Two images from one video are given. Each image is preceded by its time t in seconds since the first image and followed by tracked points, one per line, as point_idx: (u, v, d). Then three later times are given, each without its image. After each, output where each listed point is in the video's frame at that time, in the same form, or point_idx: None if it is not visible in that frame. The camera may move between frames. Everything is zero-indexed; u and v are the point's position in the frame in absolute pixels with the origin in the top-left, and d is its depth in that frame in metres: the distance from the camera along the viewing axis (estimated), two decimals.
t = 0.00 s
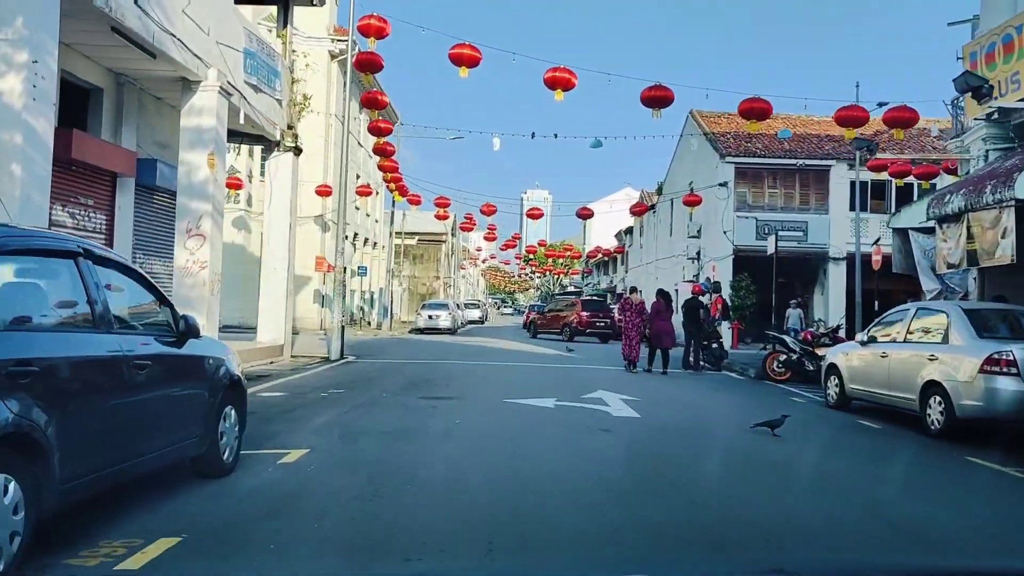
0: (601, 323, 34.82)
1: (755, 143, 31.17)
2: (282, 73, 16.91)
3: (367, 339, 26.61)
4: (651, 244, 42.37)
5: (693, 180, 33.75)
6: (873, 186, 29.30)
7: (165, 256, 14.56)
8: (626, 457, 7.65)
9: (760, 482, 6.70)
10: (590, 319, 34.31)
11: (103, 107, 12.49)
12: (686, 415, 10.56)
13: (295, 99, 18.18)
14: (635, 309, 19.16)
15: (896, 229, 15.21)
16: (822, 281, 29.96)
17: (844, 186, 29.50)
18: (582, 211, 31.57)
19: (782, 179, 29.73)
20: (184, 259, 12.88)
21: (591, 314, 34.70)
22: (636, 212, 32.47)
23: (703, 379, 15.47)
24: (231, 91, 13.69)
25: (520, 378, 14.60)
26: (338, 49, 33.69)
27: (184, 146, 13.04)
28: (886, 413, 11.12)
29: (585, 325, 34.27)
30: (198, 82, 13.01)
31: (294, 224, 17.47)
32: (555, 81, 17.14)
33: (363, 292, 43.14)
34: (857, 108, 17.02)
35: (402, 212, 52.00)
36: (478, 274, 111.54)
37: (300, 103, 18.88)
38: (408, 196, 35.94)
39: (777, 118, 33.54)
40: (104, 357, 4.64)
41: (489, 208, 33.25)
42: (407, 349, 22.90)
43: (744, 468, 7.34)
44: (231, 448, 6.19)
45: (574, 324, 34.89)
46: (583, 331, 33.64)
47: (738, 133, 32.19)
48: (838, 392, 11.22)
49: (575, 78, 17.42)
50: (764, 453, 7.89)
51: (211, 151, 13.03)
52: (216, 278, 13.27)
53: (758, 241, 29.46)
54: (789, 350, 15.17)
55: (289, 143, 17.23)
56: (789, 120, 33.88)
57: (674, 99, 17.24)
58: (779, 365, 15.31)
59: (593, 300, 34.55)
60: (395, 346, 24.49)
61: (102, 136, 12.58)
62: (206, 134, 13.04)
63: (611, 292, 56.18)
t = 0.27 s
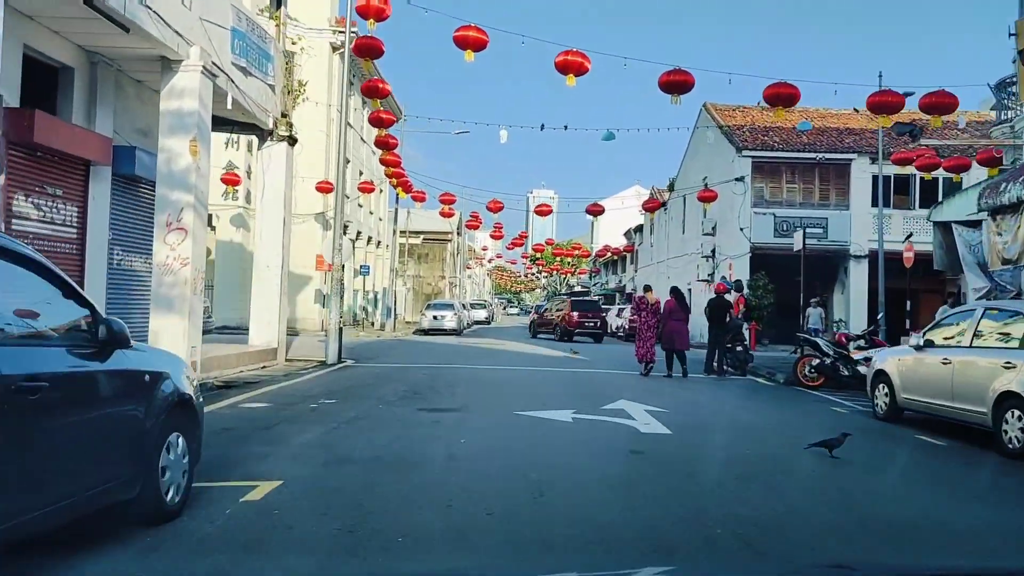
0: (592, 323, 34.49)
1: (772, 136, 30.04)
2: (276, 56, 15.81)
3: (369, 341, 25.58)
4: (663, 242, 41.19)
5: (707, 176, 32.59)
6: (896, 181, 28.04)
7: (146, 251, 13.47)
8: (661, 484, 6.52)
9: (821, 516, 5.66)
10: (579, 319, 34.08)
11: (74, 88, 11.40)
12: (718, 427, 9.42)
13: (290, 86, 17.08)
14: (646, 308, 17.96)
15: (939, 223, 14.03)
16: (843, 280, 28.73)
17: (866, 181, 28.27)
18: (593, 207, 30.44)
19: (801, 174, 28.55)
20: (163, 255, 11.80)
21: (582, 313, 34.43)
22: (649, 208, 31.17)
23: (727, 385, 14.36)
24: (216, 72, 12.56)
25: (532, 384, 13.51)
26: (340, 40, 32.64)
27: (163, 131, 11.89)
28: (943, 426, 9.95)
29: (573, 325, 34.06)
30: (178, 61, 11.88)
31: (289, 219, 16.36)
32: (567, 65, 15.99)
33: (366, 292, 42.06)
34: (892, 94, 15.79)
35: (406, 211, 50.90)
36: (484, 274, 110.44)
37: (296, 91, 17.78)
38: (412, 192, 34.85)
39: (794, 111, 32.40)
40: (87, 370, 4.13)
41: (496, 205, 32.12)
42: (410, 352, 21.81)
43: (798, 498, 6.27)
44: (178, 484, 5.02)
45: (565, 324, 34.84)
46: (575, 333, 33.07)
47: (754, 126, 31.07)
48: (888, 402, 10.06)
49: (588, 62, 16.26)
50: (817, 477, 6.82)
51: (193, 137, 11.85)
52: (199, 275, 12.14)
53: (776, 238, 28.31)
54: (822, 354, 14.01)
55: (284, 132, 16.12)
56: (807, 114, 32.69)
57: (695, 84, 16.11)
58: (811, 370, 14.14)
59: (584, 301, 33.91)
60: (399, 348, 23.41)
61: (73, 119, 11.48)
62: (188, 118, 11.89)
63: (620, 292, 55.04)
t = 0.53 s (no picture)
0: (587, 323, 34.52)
1: (791, 130, 28.86)
2: (268, 38, 14.69)
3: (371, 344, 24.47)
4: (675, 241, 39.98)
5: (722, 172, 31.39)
6: (921, 176, 26.78)
7: (124, 248, 12.40)
8: (707, 526, 5.38)
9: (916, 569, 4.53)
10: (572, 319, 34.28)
11: (39, 65, 10.30)
12: (759, 446, 8.28)
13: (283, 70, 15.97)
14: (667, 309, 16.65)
15: (988, 216, 12.84)
16: (865, 279, 27.49)
17: (889, 176, 26.98)
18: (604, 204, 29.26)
19: (821, 169, 27.33)
20: (139, 251, 10.68)
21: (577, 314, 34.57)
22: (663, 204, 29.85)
23: (756, 393, 13.23)
24: (198, 50, 11.41)
25: (544, 393, 12.39)
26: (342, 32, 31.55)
27: (138, 113, 10.76)
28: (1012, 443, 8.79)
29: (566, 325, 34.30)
30: (155, 36, 10.74)
31: (282, 213, 15.25)
32: (581, 48, 14.78)
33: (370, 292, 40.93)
34: (934, 77, 14.51)
35: (411, 209, 49.82)
36: (490, 274, 109.28)
37: (290, 77, 16.67)
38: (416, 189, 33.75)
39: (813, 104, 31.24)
40: (89, 423, 3.96)
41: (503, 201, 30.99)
42: (413, 355, 20.67)
43: (875, 541, 5.18)
44: (82, 545, 3.88)
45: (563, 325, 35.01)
46: (570, 333, 32.73)
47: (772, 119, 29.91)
48: (950, 416, 8.89)
49: (603, 44, 15.02)
50: (893, 512, 5.72)
51: (172, 120, 10.74)
52: (180, 272, 11.02)
53: (796, 236, 27.17)
54: (861, 359, 12.83)
55: (277, 119, 14.99)
56: (826, 107, 31.44)
57: (719, 68, 14.94)
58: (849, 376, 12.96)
59: (580, 300, 33.49)
60: (401, 351, 22.29)
61: (39, 100, 10.37)
62: (166, 100, 10.76)
63: (629, 292, 53.86)
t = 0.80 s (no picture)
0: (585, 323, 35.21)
1: (811, 122, 27.71)
2: (257, 16, 13.57)
3: (373, 346, 23.36)
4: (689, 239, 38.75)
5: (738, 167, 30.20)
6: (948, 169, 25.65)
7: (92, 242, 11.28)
8: None
9: None
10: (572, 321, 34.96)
11: None
12: (814, 468, 7.14)
13: (277, 54, 14.86)
14: (677, 310, 15.44)
15: None
16: (890, 278, 26.26)
17: (915, 169, 25.77)
18: (616, 200, 28.11)
19: (844, 162, 26.16)
20: (107, 246, 9.55)
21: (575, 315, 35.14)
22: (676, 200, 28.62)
23: (789, 402, 12.09)
24: (175, 23, 10.28)
25: (558, 403, 11.27)
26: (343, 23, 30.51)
27: (107, 92, 9.63)
28: None
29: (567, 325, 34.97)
30: (126, 6, 9.61)
31: (274, 206, 14.12)
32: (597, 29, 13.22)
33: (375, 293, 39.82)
34: (982, 57, 13.36)
35: (415, 209, 48.80)
36: (496, 275, 108.35)
37: (285, 61, 15.56)
38: (421, 186, 32.65)
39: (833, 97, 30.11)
40: None
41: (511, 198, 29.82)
42: (418, 358, 19.55)
43: None
44: None
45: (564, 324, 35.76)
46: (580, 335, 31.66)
47: (791, 112, 28.78)
48: None
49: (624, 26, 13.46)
50: (995, 561, 4.63)
51: (144, 99, 9.63)
52: (154, 268, 9.89)
53: (817, 232, 26.01)
54: (908, 365, 11.65)
55: (268, 105, 13.86)
56: (848, 99, 30.22)
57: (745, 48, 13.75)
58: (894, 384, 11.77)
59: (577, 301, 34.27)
60: (405, 354, 21.18)
61: None
62: (138, 77, 9.64)
63: (638, 292, 52.76)
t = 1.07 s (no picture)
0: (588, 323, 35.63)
1: (833, 114, 26.53)
2: None
3: (376, 347, 22.28)
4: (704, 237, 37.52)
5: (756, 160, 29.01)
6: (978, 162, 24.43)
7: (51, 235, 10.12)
8: None
9: None
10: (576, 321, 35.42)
11: None
12: (887, 502, 6.02)
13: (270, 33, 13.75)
14: (703, 309, 13.94)
15: None
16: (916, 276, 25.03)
17: (944, 162, 24.55)
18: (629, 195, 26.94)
19: (868, 155, 24.97)
20: (67, 237, 8.44)
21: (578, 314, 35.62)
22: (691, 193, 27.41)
23: (830, 412, 10.94)
24: None
25: (575, 414, 10.15)
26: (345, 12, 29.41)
27: (69, 63, 8.54)
28: None
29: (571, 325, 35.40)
30: None
31: (264, 197, 13.03)
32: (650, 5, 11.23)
33: (379, 292, 38.71)
34: None
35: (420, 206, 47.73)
36: (503, 274, 107.24)
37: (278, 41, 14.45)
38: (426, 181, 31.52)
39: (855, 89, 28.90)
40: None
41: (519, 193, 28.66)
42: (422, 360, 18.40)
43: None
44: None
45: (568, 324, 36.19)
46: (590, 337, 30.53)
47: (811, 103, 27.61)
48: None
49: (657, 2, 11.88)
50: None
51: (111, 71, 8.53)
52: (123, 262, 8.78)
53: (840, 228, 24.79)
54: (964, 372, 10.48)
55: (258, 87, 12.76)
56: (871, 90, 29.00)
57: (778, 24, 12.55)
58: (948, 393, 10.61)
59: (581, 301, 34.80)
60: (408, 355, 20.07)
61: None
62: (103, 46, 8.54)
63: (649, 291, 51.60)
